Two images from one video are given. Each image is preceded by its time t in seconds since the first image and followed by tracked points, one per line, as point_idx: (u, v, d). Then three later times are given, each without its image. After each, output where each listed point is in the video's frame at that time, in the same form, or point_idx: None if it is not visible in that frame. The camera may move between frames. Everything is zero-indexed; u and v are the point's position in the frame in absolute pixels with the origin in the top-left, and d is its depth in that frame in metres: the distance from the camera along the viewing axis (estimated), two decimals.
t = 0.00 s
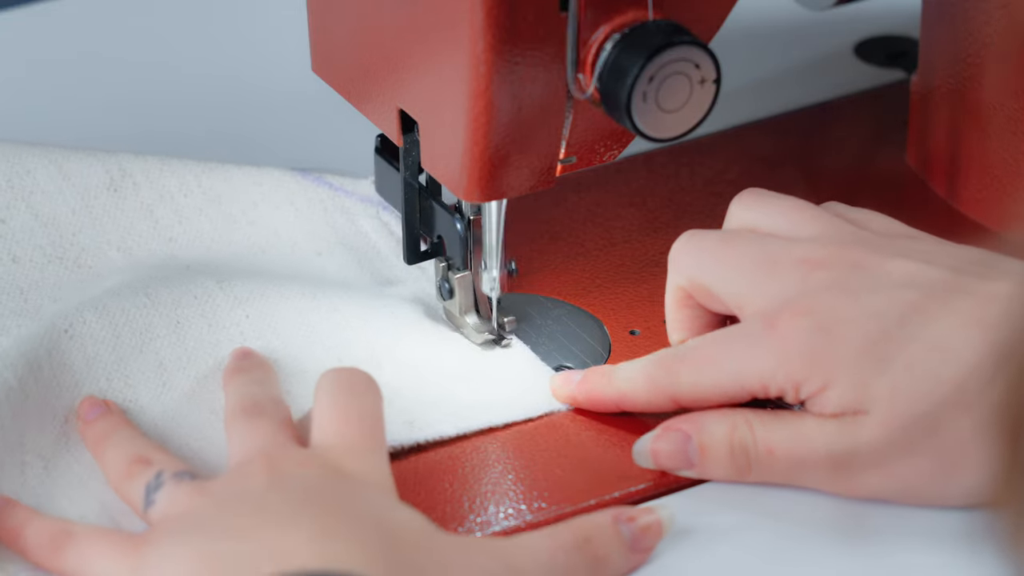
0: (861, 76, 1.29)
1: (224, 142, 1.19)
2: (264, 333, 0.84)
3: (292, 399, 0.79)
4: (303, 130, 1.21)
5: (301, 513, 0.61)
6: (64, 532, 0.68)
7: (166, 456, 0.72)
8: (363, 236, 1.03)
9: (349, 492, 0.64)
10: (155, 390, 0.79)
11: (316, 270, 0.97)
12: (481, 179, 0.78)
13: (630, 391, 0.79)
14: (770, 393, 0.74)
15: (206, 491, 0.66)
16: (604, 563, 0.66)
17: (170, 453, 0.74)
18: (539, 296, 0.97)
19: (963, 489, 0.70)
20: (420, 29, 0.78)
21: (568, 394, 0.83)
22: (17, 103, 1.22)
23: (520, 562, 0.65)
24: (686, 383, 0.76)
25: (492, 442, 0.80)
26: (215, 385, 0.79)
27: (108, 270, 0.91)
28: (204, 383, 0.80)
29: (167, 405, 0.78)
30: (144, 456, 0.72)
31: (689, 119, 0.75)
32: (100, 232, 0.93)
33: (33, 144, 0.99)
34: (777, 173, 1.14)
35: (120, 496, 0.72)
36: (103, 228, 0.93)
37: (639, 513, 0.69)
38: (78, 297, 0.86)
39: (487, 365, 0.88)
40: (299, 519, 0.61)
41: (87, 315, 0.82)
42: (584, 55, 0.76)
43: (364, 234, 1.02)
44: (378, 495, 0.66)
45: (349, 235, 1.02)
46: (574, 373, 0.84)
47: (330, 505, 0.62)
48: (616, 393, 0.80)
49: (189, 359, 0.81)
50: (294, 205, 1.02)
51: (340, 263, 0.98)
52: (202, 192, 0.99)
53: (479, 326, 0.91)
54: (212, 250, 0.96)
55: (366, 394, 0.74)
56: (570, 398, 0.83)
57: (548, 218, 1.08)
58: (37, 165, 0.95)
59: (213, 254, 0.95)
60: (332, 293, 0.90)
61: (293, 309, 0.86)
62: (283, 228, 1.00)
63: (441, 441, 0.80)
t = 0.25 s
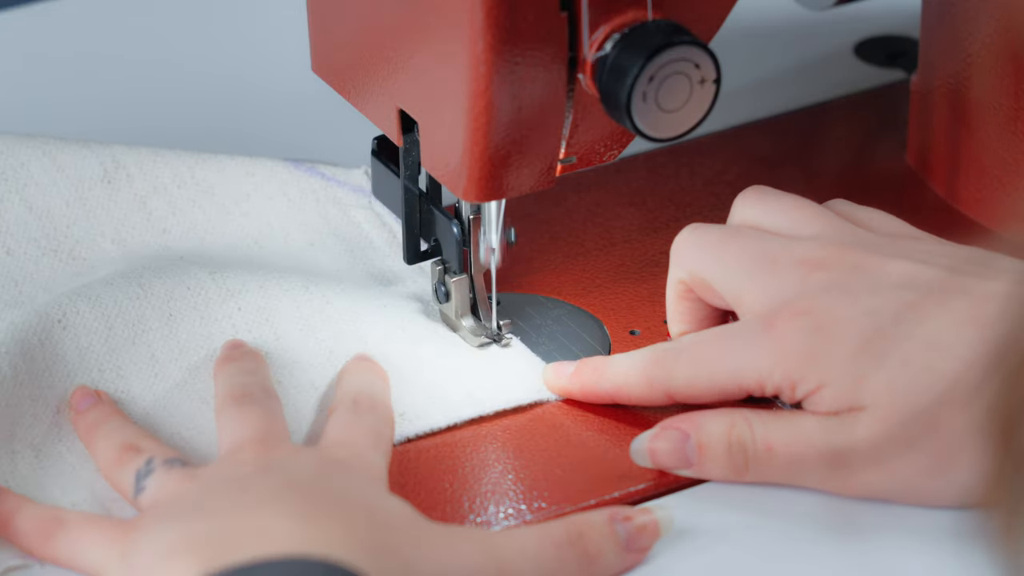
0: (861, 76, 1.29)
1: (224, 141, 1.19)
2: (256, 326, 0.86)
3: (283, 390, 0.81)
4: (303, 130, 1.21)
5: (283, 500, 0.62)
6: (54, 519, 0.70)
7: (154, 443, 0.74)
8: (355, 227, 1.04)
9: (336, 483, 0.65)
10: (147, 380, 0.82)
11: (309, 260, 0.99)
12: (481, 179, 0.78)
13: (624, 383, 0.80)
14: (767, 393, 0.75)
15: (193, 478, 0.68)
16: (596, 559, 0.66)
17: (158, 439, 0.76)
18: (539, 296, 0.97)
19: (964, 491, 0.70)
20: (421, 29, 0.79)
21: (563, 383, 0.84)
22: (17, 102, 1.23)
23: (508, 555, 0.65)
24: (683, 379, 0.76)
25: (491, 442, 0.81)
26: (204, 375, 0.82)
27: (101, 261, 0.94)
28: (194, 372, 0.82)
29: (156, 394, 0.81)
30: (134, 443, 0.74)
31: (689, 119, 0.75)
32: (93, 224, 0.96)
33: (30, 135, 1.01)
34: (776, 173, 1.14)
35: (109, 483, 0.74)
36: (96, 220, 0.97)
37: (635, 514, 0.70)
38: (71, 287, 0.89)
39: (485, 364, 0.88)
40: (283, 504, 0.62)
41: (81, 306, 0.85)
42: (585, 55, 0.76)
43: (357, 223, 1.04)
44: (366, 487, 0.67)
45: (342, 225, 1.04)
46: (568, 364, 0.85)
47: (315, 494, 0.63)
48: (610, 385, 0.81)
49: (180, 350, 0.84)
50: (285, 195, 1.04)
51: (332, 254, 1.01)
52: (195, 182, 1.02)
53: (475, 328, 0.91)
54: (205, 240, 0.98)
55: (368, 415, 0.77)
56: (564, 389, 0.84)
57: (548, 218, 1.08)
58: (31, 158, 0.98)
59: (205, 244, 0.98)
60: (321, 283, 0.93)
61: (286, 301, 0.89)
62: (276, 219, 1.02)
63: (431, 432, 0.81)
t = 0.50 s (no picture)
0: (861, 75, 1.29)
1: (223, 141, 1.19)
2: (252, 322, 0.87)
3: (280, 386, 0.82)
4: (303, 130, 1.21)
5: (276, 495, 0.62)
6: (50, 514, 0.71)
7: (151, 439, 0.75)
8: (353, 224, 1.04)
9: (328, 475, 0.65)
10: (143, 376, 0.82)
11: (305, 256, 0.99)
12: (481, 179, 0.78)
13: (624, 382, 0.80)
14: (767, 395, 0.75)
15: (187, 474, 0.67)
16: (591, 555, 0.67)
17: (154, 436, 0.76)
18: (540, 296, 0.97)
19: (966, 491, 0.70)
20: (421, 30, 0.78)
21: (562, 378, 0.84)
22: (16, 103, 1.22)
23: (502, 550, 0.66)
24: (682, 379, 0.77)
25: (491, 443, 0.81)
26: (201, 371, 0.82)
27: (98, 258, 0.94)
28: (190, 368, 0.83)
29: (152, 390, 0.81)
30: (130, 439, 0.74)
31: (689, 119, 0.75)
32: (90, 220, 0.96)
33: (27, 132, 1.01)
34: (777, 172, 1.14)
35: (105, 479, 0.75)
36: (92, 216, 0.96)
37: (633, 512, 0.71)
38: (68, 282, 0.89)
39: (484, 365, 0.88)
40: (275, 499, 0.62)
41: (78, 301, 0.85)
42: (584, 55, 0.76)
43: (352, 219, 1.05)
44: (357, 479, 0.67)
45: (339, 222, 1.04)
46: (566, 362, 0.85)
47: (305, 486, 0.63)
48: (610, 383, 0.81)
49: (176, 346, 0.84)
50: (281, 190, 1.05)
51: (327, 250, 1.01)
52: (192, 179, 1.02)
53: (479, 331, 0.90)
54: (201, 237, 0.98)
55: (364, 412, 0.76)
56: (562, 385, 0.84)
57: (548, 218, 1.08)
58: (26, 154, 0.97)
59: (202, 241, 0.98)
60: (318, 281, 0.92)
61: (282, 297, 0.89)
62: (273, 216, 1.02)
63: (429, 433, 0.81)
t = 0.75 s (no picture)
0: (861, 75, 1.29)
1: (222, 141, 1.19)
2: (249, 318, 0.87)
3: (277, 382, 0.82)
4: (303, 131, 1.22)
5: (271, 491, 0.62)
6: (46, 510, 0.72)
7: (148, 436, 0.75)
8: (349, 223, 1.04)
9: (324, 473, 0.66)
10: (140, 372, 0.82)
11: (301, 252, 1.00)
12: (481, 179, 0.78)
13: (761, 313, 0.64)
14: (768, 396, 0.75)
15: (183, 469, 0.68)
16: (586, 548, 0.68)
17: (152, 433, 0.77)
18: (540, 296, 0.97)
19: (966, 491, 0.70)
20: (421, 29, 0.78)
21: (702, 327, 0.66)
22: (16, 103, 1.22)
23: (498, 544, 0.67)
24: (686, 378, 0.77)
25: (491, 443, 0.81)
26: (198, 366, 0.82)
27: (94, 254, 0.95)
28: (187, 364, 0.83)
29: (149, 386, 0.82)
30: (128, 435, 0.75)
31: (689, 119, 0.76)
32: (86, 217, 0.97)
33: (25, 130, 1.03)
34: (776, 172, 1.14)
35: (102, 475, 0.75)
36: (89, 213, 0.97)
37: (628, 506, 0.72)
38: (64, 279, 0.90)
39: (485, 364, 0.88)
40: (270, 493, 0.62)
41: (75, 297, 0.86)
42: (584, 55, 0.76)
43: (348, 216, 1.05)
44: (354, 476, 0.67)
45: (335, 218, 1.04)
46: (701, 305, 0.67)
47: (300, 481, 0.63)
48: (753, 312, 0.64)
49: (174, 343, 0.84)
50: (278, 187, 1.05)
51: (324, 246, 1.01)
52: (188, 176, 1.02)
53: (485, 336, 0.89)
54: (197, 233, 0.99)
55: (361, 409, 0.77)
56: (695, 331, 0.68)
57: (548, 218, 1.08)
58: (23, 152, 0.99)
59: (197, 237, 0.98)
60: (315, 277, 0.92)
61: (278, 293, 0.89)
62: (269, 212, 1.03)
63: (431, 433, 0.82)
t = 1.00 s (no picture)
0: (861, 75, 1.29)
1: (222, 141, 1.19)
2: (241, 312, 0.87)
3: (269, 373, 0.82)
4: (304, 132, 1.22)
5: (265, 475, 0.64)
6: (40, 500, 0.73)
7: (141, 425, 0.76)
8: (342, 219, 1.04)
9: (317, 462, 0.67)
10: (133, 364, 0.83)
11: (292, 244, 1.01)
12: (481, 179, 0.78)
13: None
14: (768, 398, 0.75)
15: (176, 459, 0.68)
16: (577, 538, 0.70)
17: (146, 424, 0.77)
18: (540, 296, 0.97)
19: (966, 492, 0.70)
20: (421, 29, 0.78)
21: None
22: (16, 103, 1.22)
23: (488, 529, 0.68)
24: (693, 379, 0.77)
25: (492, 443, 0.81)
26: (191, 358, 0.83)
27: (86, 248, 0.96)
28: (179, 357, 0.83)
29: (141, 377, 0.82)
30: (122, 425, 0.75)
31: (689, 118, 0.75)
32: (78, 210, 0.98)
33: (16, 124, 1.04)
34: (776, 172, 1.14)
35: (95, 465, 0.76)
36: (81, 206, 0.99)
37: (618, 494, 0.73)
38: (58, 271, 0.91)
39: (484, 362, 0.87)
40: (263, 480, 0.63)
41: (69, 290, 0.86)
42: (584, 55, 0.76)
43: (340, 207, 1.05)
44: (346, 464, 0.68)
45: (327, 210, 1.05)
46: None
47: (292, 468, 0.65)
48: None
49: (166, 335, 0.85)
50: (268, 180, 1.05)
51: (315, 239, 1.02)
52: (180, 169, 1.03)
53: (484, 328, 0.90)
54: (189, 227, 1.00)
55: (354, 399, 0.78)
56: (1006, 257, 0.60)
57: (548, 218, 1.08)
58: (14, 146, 1.00)
59: (189, 231, 1.00)
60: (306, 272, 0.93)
61: (268, 285, 0.89)
62: (261, 205, 1.04)
63: (430, 433, 0.82)
